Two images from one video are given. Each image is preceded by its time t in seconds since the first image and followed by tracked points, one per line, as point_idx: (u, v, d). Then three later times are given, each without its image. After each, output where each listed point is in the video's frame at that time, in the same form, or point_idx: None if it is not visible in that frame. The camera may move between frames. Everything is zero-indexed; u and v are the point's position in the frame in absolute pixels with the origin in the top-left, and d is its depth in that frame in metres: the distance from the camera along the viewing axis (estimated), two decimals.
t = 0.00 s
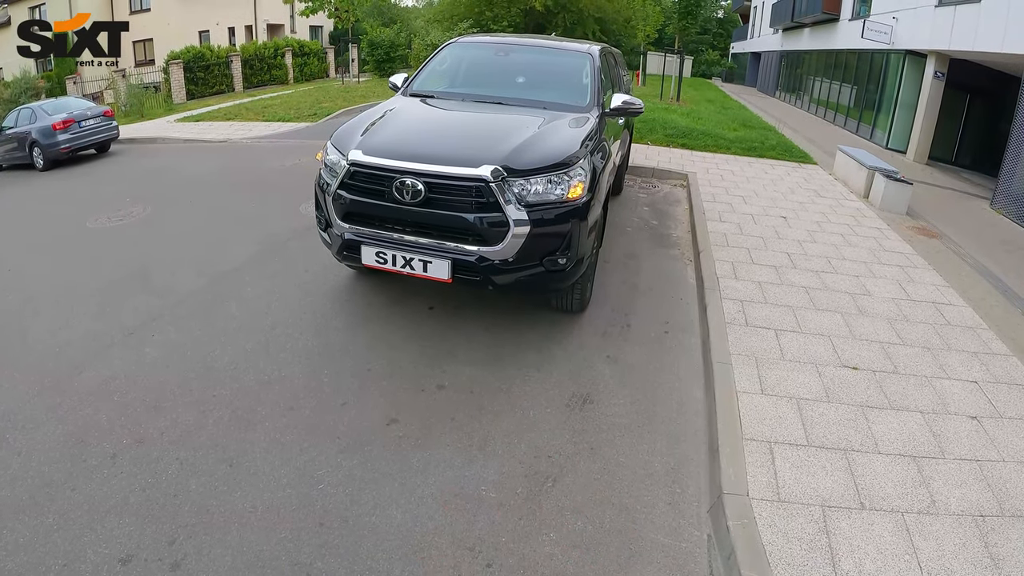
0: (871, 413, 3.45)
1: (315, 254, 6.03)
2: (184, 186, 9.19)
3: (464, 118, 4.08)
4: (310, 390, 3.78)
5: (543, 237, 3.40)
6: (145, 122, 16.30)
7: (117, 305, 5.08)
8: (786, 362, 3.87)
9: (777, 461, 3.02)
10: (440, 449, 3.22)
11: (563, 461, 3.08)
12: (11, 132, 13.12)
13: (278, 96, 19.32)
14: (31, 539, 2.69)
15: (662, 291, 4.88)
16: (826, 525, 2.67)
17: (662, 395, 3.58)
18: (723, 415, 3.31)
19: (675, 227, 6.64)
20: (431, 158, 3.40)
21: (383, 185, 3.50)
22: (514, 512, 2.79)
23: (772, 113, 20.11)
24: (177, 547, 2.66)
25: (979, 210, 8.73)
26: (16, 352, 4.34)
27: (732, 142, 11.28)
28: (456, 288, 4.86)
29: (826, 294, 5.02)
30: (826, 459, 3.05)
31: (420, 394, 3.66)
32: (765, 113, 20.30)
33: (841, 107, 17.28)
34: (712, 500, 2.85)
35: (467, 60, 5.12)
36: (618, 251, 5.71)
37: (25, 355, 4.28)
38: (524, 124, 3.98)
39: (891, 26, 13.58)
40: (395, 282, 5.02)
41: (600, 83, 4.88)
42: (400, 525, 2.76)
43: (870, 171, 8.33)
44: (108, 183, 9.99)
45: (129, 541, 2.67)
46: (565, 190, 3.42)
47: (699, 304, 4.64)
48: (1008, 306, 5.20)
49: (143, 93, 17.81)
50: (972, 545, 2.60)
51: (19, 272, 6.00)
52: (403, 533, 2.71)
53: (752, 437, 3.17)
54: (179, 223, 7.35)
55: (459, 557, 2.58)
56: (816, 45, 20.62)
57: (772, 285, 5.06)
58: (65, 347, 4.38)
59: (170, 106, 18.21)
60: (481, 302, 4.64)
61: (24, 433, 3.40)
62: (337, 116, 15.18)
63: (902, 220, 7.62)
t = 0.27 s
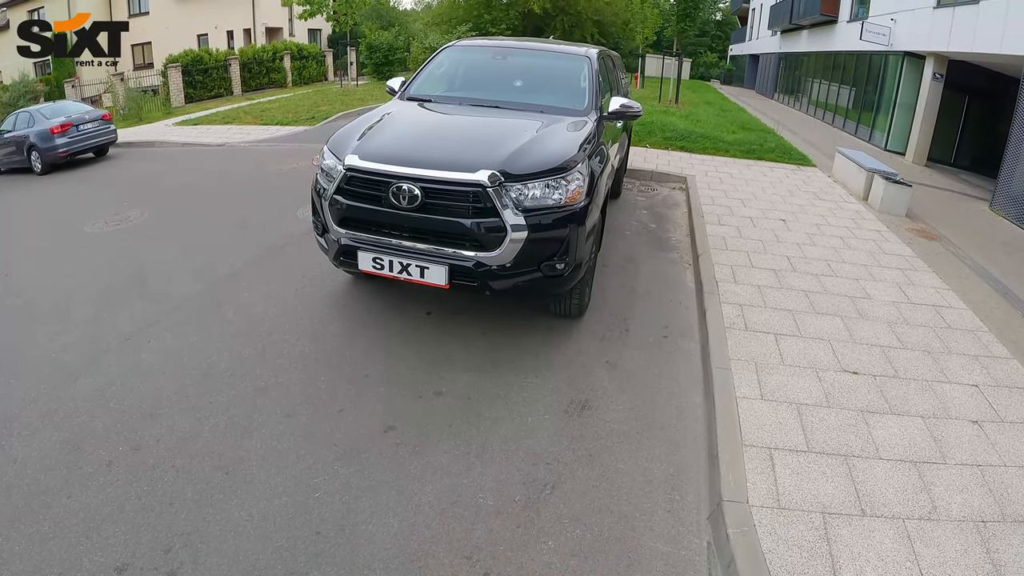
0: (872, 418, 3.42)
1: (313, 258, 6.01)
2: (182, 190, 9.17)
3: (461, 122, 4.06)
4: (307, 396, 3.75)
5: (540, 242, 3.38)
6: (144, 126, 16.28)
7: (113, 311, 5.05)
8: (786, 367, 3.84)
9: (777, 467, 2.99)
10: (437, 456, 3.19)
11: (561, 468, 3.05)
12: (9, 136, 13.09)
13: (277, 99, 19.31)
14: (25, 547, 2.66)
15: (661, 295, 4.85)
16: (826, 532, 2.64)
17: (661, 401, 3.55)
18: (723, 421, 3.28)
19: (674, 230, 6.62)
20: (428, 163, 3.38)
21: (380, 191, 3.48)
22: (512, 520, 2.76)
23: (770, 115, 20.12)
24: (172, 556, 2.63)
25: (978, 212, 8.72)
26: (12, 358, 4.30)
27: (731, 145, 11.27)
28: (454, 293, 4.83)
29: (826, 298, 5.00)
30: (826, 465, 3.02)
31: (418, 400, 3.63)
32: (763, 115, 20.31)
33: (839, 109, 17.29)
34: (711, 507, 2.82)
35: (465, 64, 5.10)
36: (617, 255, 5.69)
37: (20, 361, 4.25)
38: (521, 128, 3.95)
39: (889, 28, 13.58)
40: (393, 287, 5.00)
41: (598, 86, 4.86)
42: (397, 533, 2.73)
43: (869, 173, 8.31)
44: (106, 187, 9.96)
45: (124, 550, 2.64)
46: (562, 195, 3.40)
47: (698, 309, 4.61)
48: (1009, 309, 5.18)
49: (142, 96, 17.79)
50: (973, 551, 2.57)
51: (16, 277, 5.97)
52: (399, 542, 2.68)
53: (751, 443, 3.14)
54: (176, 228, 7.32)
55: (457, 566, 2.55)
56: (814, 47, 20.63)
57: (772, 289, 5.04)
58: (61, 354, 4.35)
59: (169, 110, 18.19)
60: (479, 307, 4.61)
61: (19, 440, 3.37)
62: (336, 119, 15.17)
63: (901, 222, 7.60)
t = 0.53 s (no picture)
0: (871, 424, 3.36)
1: (308, 263, 5.96)
2: (178, 194, 9.13)
3: (454, 126, 4.01)
4: (299, 403, 3.70)
5: (534, 248, 3.33)
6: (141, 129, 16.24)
7: (105, 316, 5.00)
8: (784, 372, 3.78)
9: (774, 476, 2.93)
10: (430, 464, 3.14)
11: (555, 477, 3.00)
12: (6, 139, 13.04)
13: (275, 102, 19.27)
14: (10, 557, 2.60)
15: (658, 300, 4.80)
16: (824, 542, 2.58)
17: (657, 408, 3.50)
18: (719, 429, 3.23)
19: (671, 234, 6.57)
20: (420, 168, 3.33)
21: (371, 196, 3.43)
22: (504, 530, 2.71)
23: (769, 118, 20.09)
24: (159, 567, 2.57)
25: (978, 214, 8.67)
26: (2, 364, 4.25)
27: (729, 147, 11.22)
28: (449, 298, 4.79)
29: (825, 302, 4.94)
30: (824, 473, 2.96)
31: (410, 408, 3.58)
32: (762, 117, 20.27)
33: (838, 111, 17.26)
34: (707, 517, 2.76)
35: (459, 67, 5.06)
36: (614, 259, 5.64)
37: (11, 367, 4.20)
38: (515, 132, 3.90)
39: (888, 29, 13.55)
40: (387, 292, 4.94)
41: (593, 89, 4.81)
42: (387, 544, 2.67)
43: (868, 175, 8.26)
44: (102, 191, 9.91)
45: (110, 560, 2.59)
46: (556, 199, 3.35)
47: (695, 313, 4.56)
48: (1009, 312, 5.13)
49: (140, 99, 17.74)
50: (973, 562, 2.52)
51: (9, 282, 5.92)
52: (390, 552, 2.63)
53: (748, 451, 3.08)
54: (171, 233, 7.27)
55: None
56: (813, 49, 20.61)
57: (770, 293, 4.99)
58: (51, 360, 4.30)
59: (167, 113, 18.15)
60: (473, 313, 4.56)
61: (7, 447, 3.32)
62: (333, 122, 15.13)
63: (901, 225, 7.55)
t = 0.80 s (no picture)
0: (866, 434, 3.27)
1: (298, 268, 5.88)
2: (172, 198, 9.05)
3: (441, 129, 3.92)
4: (281, 411, 3.62)
5: (519, 254, 3.24)
6: (138, 132, 16.17)
7: (90, 321, 4.93)
8: (778, 380, 3.69)
9: (765, 489, 2.84)
10: (412, 475, 3.06)
11: (539, 489, 2.91)
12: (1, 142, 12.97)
13: (272, 105, 19.22)
14: None
15: (651, 306, 4.71)
16: (816, 559, 2.49)
17: (646, 418, 3.41)
18: (709, 440, 3.13)
19: (667, 238, 6.48)
20: (403, 172, 3.24)
21: (354, 201, 3.35)
22: (486, 544, 2.62)
23: (768, 120, 20.00)
24: None
25: (978, 215, 8.58)
26: None
27: (727, 150, 11.14)
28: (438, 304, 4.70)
29: (821, 307, 4.85)
30: (818, 486, 2.87)
31: (394, 417, 3.49)
32: (761, 120, 20.19)
33: (837, 112, 17.18)
34: (695, 531, 2.67)
35: (448, 69, 4.98)
36: (607, 264, 5.55)
37: None
38: (503, 134, 3.82)
39: (887, 30, 13.47)
40: (375, 298, 4.86)
41: (585, 91, 4.72)
42: (365, 558, 2.59)
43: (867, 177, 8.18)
44: (95, 195, 9.84)
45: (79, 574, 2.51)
46: (542, 204, 3.26)
47: (689, 320, 4.46)
48: (1010, 316, 5.04)
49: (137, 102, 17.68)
50: None
51: None
52: (368, 567, 2.54)
53: (738, 463, 2.99)
54: (162, 237, 7.20)
55: None
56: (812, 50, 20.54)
57: (766, 298, 4.89)
58: (32, 366, 4.22)
59: (164, 117, 18.09)
60: (462, 318, 4.48)
61: None
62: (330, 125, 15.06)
63: (899, 228, 7.46)
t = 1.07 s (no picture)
0: (855, 450, 3.14)
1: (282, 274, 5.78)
2: (163, 203, 8.99)
3: (418, 133, 3.82)
4: (251, 421, 3.51)
5: (492, 262, 3.12)
6: (136, 136, 16.14)
7: (67, 328, 4.84)
8: (765, 393, 3.56)
9: (745, 510, 2.71)
10: (378, 489, 2.94)
11: (508, 506, 2.79)
12: None
13: (271, 109, 19.19)
14: None
15: (638, 314, 4.59)
16: None
17: (625, 431, 3.28)
18: (689, 457, 3.01)
19: (658, 243, 6.37)
20: (373, 178, 3.14)
21: (325, 208, 3.25)
22: (449, 564, 2.50)
23: (769, 123, 19.87)
24: None
25: (978, 219, 8.44)
26: None
27: (725, 153, 11.02)
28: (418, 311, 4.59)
29: (814, 315, 4.72)
30: (801, 507, 2.74)
31: (365, 429, 3.38)
32: (762, 122, 20.06)
33: (838, 115, 17.04)
34: (669, 552, 2.55)
35: (431, 72, 4.88)
36: (596, 270, 5.44)
37: None
38: (481, 138, 3.71)
39: (888, 31, 13.34)
40: (356, 305, 4.76)
41: (569, 93, 4.62)
42: None
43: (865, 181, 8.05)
44: (88, 199, 9.78)
45: None
46: (517, 210, 3.15)
47: (676, 328, 4.34)
48: (1009, 324, 4.90)
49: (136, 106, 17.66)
50: None
51: None
52: None
53: (718, 481, 2.87)
54: (149, 242, 7.12)
55: None
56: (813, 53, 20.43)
57: (756, 306, 4.77)
58: (3, 373, 4.12)
59: (163, 120, 18.08)
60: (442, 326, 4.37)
61: None
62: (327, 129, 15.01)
63: (897, 232, 7.33)
